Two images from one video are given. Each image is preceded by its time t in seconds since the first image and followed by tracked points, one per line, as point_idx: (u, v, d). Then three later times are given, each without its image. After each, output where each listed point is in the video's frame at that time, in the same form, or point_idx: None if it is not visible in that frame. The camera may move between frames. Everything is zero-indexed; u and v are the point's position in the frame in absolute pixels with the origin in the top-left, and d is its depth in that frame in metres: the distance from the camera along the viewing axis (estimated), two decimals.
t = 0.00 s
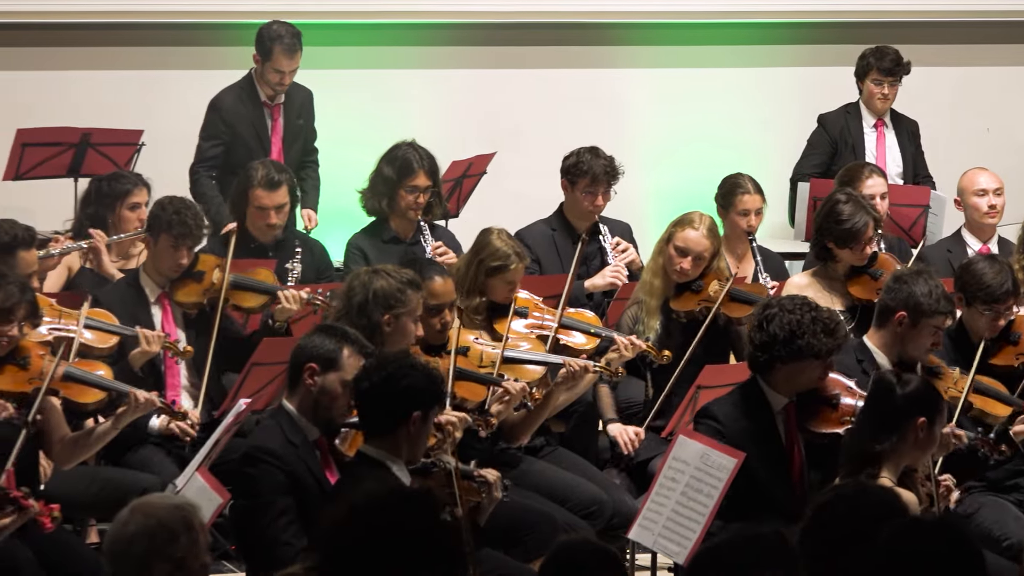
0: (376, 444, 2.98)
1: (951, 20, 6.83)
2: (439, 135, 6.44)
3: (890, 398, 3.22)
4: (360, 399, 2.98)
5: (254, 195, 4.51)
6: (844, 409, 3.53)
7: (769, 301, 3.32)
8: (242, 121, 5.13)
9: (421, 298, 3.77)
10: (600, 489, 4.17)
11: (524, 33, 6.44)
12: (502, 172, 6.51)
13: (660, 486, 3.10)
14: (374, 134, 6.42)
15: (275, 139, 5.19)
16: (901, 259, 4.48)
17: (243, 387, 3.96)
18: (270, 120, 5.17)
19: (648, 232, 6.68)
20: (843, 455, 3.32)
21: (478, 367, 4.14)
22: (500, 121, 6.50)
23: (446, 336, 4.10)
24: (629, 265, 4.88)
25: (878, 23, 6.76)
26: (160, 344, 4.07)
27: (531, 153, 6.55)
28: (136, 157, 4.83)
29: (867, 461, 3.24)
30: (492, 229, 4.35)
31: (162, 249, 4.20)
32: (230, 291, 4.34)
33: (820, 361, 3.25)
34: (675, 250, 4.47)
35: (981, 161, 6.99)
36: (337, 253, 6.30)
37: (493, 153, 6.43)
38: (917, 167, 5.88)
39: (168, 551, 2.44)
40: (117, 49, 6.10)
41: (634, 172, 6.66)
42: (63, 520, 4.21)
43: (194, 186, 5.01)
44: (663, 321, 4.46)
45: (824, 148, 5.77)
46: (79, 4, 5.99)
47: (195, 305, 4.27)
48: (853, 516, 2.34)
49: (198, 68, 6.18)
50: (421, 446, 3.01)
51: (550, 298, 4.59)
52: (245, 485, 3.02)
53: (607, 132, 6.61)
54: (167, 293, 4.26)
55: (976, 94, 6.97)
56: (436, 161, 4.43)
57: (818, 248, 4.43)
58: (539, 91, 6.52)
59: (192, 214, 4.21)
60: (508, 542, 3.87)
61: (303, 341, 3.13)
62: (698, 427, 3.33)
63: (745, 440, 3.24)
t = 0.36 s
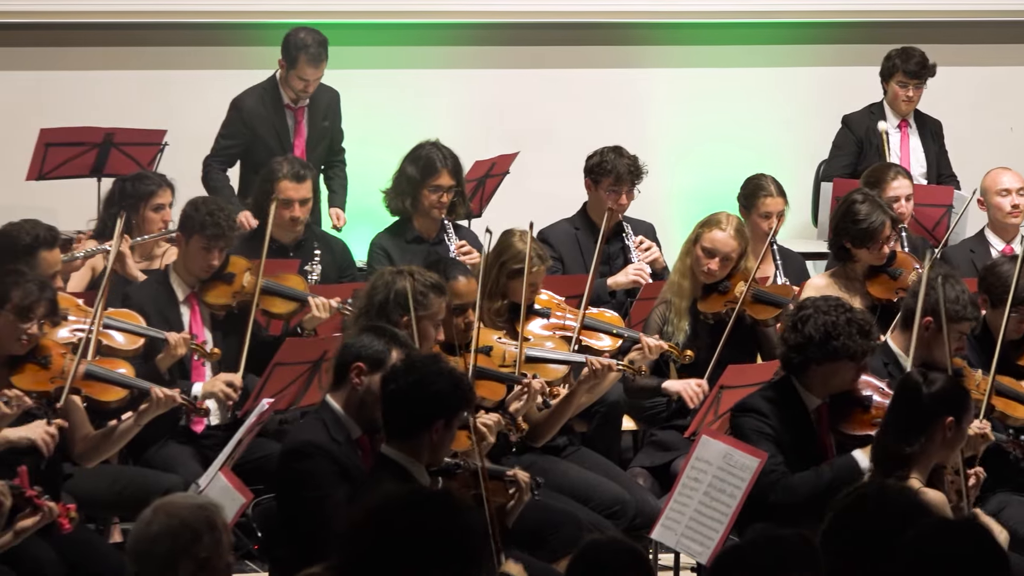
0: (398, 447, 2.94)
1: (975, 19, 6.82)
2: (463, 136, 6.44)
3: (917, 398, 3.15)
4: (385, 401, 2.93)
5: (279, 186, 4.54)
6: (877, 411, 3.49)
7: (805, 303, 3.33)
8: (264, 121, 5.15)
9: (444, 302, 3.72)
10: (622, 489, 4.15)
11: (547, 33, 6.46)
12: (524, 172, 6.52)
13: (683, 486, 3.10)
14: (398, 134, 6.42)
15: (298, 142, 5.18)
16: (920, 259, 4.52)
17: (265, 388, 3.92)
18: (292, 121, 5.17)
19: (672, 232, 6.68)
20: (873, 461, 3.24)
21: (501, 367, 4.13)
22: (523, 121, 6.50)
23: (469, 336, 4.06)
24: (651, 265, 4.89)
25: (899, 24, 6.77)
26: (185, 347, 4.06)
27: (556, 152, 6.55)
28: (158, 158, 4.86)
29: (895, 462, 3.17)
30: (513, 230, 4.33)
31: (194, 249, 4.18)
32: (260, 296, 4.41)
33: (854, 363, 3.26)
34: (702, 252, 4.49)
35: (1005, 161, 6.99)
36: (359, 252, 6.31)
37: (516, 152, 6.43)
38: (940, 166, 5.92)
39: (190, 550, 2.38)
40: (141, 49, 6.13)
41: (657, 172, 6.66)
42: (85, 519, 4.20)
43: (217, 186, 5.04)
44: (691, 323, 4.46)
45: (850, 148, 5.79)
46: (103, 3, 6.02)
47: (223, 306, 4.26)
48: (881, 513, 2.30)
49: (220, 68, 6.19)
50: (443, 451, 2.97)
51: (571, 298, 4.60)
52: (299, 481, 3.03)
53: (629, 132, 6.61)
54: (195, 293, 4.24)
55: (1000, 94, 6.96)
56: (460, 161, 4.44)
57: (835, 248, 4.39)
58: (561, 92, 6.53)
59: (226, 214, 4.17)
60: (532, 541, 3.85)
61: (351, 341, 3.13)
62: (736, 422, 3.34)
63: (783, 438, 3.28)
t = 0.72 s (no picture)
0: (422, 447, 2.93)
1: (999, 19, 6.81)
2: (487, 136, 6.46)
3: (950, 399, 3.16)
4: (410, 401, 2.91)
5: (303, 182, 4.58)
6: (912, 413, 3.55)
7: (846, 303, 3.31)
8: (287, 117, 5.18)
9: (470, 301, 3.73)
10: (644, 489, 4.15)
11: (569, 33, 6.48)
12: (546, 173, 6.54)
13: (706, 485, 3.09)
14: (421, 134, 6.44)
15: (321, 138, 5.23)
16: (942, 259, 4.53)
17: (288, 388, 3.89)
18: (316, 119, 5.21)
19: (696, 232, 6.70)
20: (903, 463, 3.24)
21: (525, 368, 4.12)
22: (547, 121, 6.52)
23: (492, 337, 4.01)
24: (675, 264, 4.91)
25: (922, 24, 6.76)
26: (210, 357, 4.07)
27: (580, 152, 6.57)
28: (182, 158, 4.88)
29: (926, 462, 3.18)
30: (536, 229, 4.32)
31: (230, 258, 4.17)
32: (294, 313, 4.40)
33: (895, 366, 3.25)
34: (724, 252, 4.48)
35: None
36: (383, 252, 6.34)
37: (538, 152, 6.45)
38: (965, 166, 5.94)
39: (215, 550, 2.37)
40: (165, 49, 6.17)
41: (681, 172, 6.67)
42: (108, 518, 4.22)
43: (242, 185, 5.08)
44: (713, 325, 4.44)
45: (873, 148, 5.82)
46: (127, 3, 6.05)
47: (257, 317, 4.28)
48: (903, 513, 2.28)
49: (243, 68, 6.21)
50: (467, 454, 2.95)
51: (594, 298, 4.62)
52: (323, 480, 3.04)
53: (652, 132, 6.61)
54: (229, 298, 4.24)
55: None
56: (482, 159, 4.44)
57: (857, 248, 4.39)
58: (583, 92, 6.54)
59: (264, 227, 4.16)
60: (554, 541, 3.85)
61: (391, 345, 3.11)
62: (770, 421, 3.35)
63: (818, 438, 3.28)
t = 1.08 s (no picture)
0: (454, 447, 2.91)
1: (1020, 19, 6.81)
2: (512, 136, 6.46)
3: (971, 399, 3.12)
4: (446, 401, 2.89)
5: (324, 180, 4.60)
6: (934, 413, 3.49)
7: (863, 304, 3.32)
8: (313, 118, 5.21)
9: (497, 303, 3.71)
10: (667, 488, 4.15)
11: (589, 33, 6.49)
12: (569, 172, 6.54)
13: (729, 485, 3.05)
14: (444, 134, 6.45)
15: (346, 138, 5.27)
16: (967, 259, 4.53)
17: (311, 388, 3.88)
18: (342, 120, 5.25)
19: (720, 232, 6.70)
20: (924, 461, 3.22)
21: (550, 369, 4.11)
22: (571, 121, 6.54)
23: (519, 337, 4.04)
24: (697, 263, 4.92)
25: (943, 23, 6.75)
26: (232, 356, 4.06)
27: (604, 151, 6.57)
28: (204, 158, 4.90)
29: (947, 462, 3.15)
30: (558, 228, 4.33)
31: (247, 258, 4.17)
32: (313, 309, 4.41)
33: (912, 365, 3.24)
34: (746, 252, 4.48)
35: None
36: (405, 251, 6.36)
37: (561, 152, 6.46)
38: (988, 164, 5.93)
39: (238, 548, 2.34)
40: (187, 49, 6.19)
41: (704, 172, 6.68)
42: (132, 519, 4.22)
43: (267, 185, 5.10)
44: (734, 324, 4.44)
45: (895, 147, 5.81)
46: (150, 3, 6.07)
47: (275, 316, 4.28)
48: (929, 512, 2.18)
49: (266, 68, 6.23)
50: (499, 457, 2.95)
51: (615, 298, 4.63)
52: (346, 479, 3.04)
53: (676, 132, 6.61)
54: (247, 300, 4.25)
55: None
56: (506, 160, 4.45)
57: (883, 248, 4.40)
58: (606, 92, 6.55)
59: (280, 227, 4.17)
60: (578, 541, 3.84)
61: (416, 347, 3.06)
62: (792, 419, 3.35)
63: (841, 436, 3.28)
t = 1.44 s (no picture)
0: (490, 451, 2.90)
1: None
2: (535, 136, 6.48)
3: (1003, 402, 3.03)
4: (484, 405, 2.88)
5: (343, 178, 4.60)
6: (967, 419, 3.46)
7: (903, 307, 3.30)
8: (339, 119, 5.22)
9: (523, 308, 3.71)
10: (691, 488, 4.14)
11: (612, 33, 6.49)
12: (592, 172, 6.55)
13: (753, 485, 3.05)
14: (467, 134, 6.47)
15: (371, 139, 5.28)
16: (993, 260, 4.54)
17: (334, 387, 3.87)
18: (366, 121, 5.26)
19: (742, 232, 6.71)
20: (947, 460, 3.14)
21: (569, 368, 4.09)
22: (595, 122, 6.54)
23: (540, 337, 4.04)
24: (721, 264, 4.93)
25: (965, 23, 6.74)
26: (254, 355, 4.06)
27: (627, 151, 6.58)
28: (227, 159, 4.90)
29: (969, 463, 3.06)
30: (580, 229, 4.34)
31: (261, 251, 4.18)
32: (329, 298, 4.43)
33: (948, 373, 3.23)
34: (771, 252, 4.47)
35: None
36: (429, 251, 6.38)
37: (583, 152, 6.47)
38: (1010, 164, 5.92)
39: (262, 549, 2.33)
40: (209, 49, 6.20)
41: (727, 172, 6.70)
42: (155, 518, 4.22)
43: (294, 187, 5.12)
44: (759, 323, 4.43)
45: (917, 148, 5.86)
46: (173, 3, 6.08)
47: (291, 308, 4.27)
48: (950, 514, 2.16)
49: (290, 68, 6.25)
50: (531, 467, 2.93)
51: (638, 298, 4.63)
52: (373, 474, 3.02)
53: (700, 131, 6.62)
54: (264, 294, 4.24)
55: None
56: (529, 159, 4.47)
57: (908, 248, 4.41)
58: (628, 91, 6.55)
59: (292, 217, 4.17)
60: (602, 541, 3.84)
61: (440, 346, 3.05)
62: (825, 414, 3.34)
63: (871, 436, 3.28)
